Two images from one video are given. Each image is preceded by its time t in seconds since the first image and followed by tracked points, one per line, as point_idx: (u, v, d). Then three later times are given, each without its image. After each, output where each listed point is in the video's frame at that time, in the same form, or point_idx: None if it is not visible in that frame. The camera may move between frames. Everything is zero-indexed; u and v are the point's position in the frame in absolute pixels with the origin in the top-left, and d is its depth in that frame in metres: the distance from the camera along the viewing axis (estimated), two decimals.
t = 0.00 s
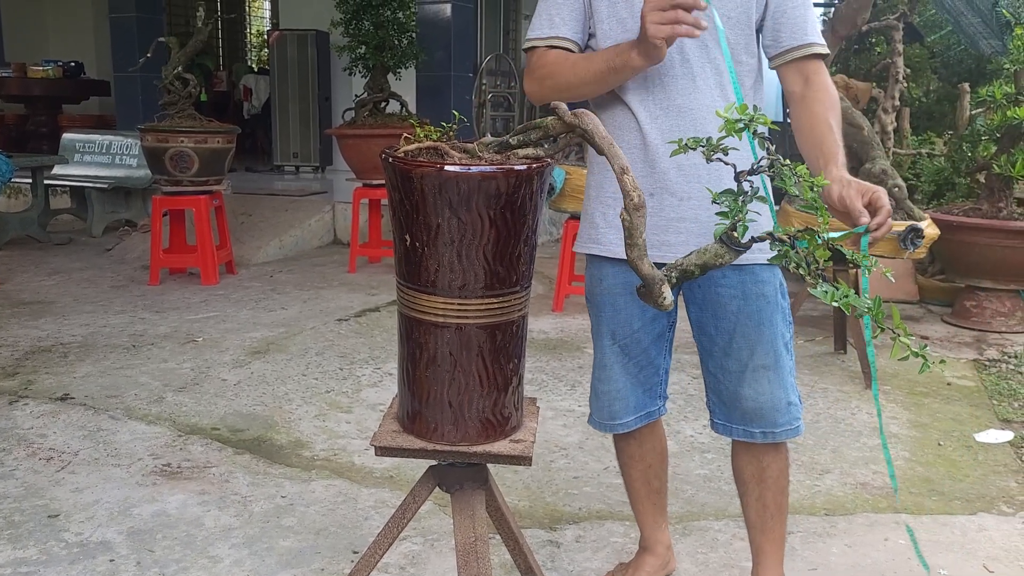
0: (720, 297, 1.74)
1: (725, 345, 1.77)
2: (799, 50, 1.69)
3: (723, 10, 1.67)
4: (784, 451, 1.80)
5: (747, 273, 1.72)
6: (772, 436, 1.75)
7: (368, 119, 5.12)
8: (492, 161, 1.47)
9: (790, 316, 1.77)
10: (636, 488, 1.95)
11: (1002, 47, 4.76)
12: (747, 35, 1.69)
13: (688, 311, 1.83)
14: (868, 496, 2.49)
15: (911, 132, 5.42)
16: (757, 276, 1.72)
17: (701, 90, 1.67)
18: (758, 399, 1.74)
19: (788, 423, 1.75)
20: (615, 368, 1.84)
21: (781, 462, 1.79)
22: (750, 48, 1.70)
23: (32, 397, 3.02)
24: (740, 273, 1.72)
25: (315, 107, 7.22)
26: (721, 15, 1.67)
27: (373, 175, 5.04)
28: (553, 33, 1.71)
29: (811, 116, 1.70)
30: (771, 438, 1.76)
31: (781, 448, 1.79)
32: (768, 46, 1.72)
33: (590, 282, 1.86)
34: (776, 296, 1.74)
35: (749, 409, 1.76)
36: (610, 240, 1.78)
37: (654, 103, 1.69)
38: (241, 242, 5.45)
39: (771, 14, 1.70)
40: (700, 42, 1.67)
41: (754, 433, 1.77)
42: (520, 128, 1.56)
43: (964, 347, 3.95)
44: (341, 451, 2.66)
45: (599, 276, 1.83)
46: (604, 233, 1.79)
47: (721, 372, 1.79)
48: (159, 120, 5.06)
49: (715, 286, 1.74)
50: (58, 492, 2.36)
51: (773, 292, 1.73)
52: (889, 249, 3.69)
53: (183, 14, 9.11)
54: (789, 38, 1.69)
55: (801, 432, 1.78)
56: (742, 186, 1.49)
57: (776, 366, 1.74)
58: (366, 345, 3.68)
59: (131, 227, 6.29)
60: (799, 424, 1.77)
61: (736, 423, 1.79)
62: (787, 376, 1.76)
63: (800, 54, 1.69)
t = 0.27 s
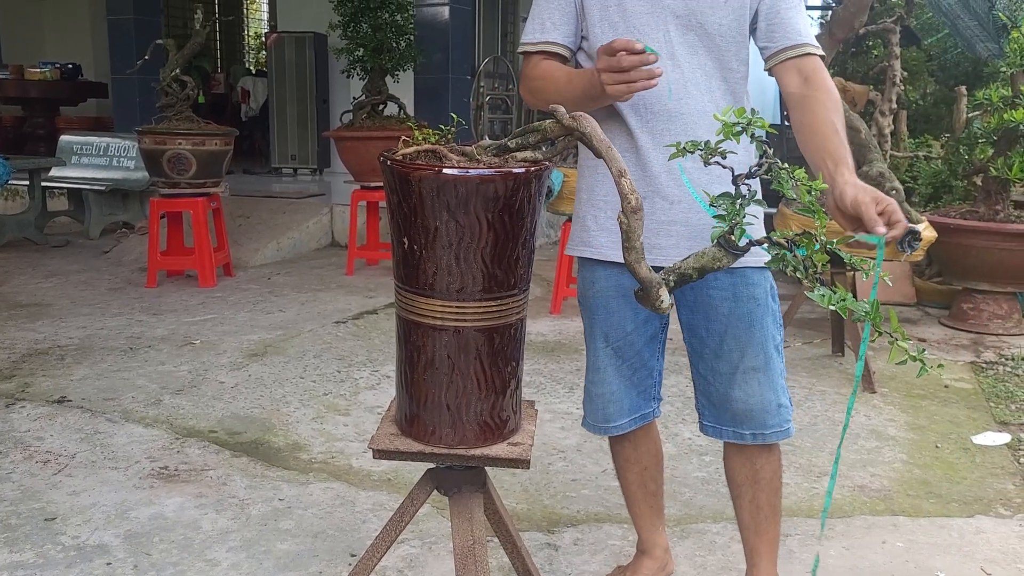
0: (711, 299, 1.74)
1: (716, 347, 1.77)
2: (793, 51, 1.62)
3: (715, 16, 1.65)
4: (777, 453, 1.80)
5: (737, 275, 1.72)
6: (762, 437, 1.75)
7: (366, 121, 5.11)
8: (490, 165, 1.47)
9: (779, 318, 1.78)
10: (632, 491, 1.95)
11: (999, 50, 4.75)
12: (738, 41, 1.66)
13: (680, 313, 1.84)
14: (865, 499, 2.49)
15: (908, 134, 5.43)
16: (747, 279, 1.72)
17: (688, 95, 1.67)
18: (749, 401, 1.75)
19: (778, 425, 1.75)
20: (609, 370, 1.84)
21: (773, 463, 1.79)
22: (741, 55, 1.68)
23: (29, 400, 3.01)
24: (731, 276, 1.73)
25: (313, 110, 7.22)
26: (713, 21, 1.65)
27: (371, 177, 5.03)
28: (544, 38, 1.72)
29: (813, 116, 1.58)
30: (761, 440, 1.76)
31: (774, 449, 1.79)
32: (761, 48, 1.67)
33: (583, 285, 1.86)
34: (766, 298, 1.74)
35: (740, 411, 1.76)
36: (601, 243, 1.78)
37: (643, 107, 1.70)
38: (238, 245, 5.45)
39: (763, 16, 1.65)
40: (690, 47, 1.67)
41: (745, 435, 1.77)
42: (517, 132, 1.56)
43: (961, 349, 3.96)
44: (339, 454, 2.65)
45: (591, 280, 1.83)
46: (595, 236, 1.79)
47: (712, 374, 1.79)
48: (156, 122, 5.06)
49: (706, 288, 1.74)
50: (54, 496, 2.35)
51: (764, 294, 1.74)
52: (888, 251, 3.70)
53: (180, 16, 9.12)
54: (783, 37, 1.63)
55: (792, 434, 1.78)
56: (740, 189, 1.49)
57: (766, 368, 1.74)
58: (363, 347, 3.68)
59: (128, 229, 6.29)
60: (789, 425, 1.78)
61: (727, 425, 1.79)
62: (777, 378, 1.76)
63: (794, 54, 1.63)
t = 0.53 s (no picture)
0: (702, 303, 1.74)
1: (706, 351, 1.77)
2: (813, 52, 1.62)
3: (720, 21, 1.65)
4: (765, 457, 1.80)
5: (729, 280, 1.72)
6: (749, 442, 1.76)
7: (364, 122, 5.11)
8: (487, 165, 1.47)
9: (772, 324, 1.78)
10: (630, 491, 1.95)
11: (997, 52, 4.80)
12: (744, 47, 1.66)
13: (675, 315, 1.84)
14: (863, 499, 2.49)
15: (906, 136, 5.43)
16: (740, 283, 1.72)
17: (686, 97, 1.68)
18: (736, 406, 1.75)
19: (766, 430, 1.76)
20: (604, 370, 1.85)
21: (762, 466, 1.79)
22: (745, 62, 1.67)
23: (26, 401, 3.01)
24: (723, 280, 1.72)
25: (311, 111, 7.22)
26: (718, 26, 1.65)
27: (369, 178, 5.03)
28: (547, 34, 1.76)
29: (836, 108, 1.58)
30: (748, 445, 1.76)
31: (763, 453, 1.79)
32: (780, 50, 1.67)
33: (580, 284, 1.86)
34: (759, 304, 1.74)
35: (728, 415, 1.76)
36: (595, 243, 1.79)
37: (641, 108, 1.70)
38: (236, 246, 5.44)
39: (780, 22, 1.65)
40: (692, 50, 1.67)
41: (732, 439, 1.77)
42: (516, 132, 1.56)
43: (959, 350, 3.96)
44: (337, 455, 2.65)
45: (587, 279, 1.84)
46: (590, 236, 1.80)
47: (702, 377, 1.80)
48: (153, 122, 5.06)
49: (697, 292, 1.74)
50: (52, 497, 2.35)
51: (756, 300, 1.73)
52: (886, 253, 3.73)
53: (178, 17, 9.12)
54: (802, 39, 1.63)
55: (780, 439, 1.78)
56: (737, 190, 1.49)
57: (755, 374, 1.74)
58: (361, 348, 3.68)
59: (126, 230, 6.28)
60: (777, 431, 1.78)
61: (715, 428, 1.80)
62: (766, 384, 1.76)
63: (814, 56, 1.62)
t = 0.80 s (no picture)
0: (718, 308, 1.74)
1: (721, 356, 1.77)
2: (832, 66, 1.61)
3: (743, 22, 1.64)
4: (774, 462, 1.80)
5: (746, 286, 1.71)
6: (761, 449, 1.76)
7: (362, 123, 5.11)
8: (486, 165, 1.47)
9: (788, 331, 1.77)
10: (632, 492, 1.95)
11: (996, 52, 4.82)
12: (767, 49, 1.65)
13: (689, 318, 1.84)
14: (861, 500, 2.49)
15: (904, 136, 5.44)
16: (757, 290, 1.71)
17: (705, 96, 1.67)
18: (750, 413, 1.75)
19: (778, 437, 1.76)
20: (614, 372, 1.85)
21: (769, 471, 1.79)
22: (766, 64, 1.66)
23: (24, 401, 3.01)
24: (740, 286, 1.71)
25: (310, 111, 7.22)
26: (741, 25, 1.64)
27: (367, 179, 5.03)
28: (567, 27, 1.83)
29: (841, 122, 1.60)
30: (760, 452, 1.76)
31: (771, 460, 1.78)
32: (801, 58, 1.66)
33: (593, 285, 1.87)
34: (775, 311, 1.73)
35: (741, 421, 1.76)
36: (608, 242, 1.79)
37: (660, 106, 1.71)
38: (235, 246, 5.44)
39: (803, 26, 1.64)
40: (714, 49, 1.67)
41: (744, 445, 1.77)
42: (514, 132, 1.56)
43: (957, 351, 3.96)
44: (335, 455, 2.65)
45: (601, 280, 1.84)
46: (603, 235, 1.80)
47: (716, 382, 1.80)
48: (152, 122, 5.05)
49: (714, 297, 1.74)
50: (50, 497, 2.34)
51: (773, 307, 1.72)
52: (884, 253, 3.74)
53: (177, 18, 9.12)
54: (822, 52, 1.61)
55: (792, 447, 1.78)
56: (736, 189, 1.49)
57: (770, 381, 1.74)
58: (360, 349, 3.68)
59: (124, 231, 6.28)
60: (790, 438, 1.78)
61: (727, 433, 1.80)
62: (780, 391, 1.76)
63: (831, 69, 1.61)
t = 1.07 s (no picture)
0: (735, 313, 1.74)
1: (737, 362, 1.77)
2: (863, 74, 1.65)
3: (771, 20, 1.61)
4: (784, 468, 1.79)
5: (764, 292, 1.70)
6: (775, 456, 1.75)
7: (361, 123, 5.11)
8: (484, 165, 1.47)
9: (805, 338, 1.77)
10: (636, 493, 1.95)
11: (995, 53, 4.83)
12: (794, 49, 1.63)
13: (705, 323, 1.84)
14: (861, 500, 2.49)
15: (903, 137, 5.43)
16: (774, 296, 1.70)
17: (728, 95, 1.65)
18: (764, 418, 1.74)
19: (794, 444, 1.75)
20: (623, 374, 1.85)
21: (777, 476, 1.79)
22: (792, 64, 1.65)
23: (23, 402, 3.00)
24: (757, 291, 1.71)
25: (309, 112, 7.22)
26: (768, 24, 1.62)
27: (367, 180, 5.02)
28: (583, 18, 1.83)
29: (856, 122, 1.67)
30: (774, 458, 1.76)
31: (779, 466, 1.78)
32: (832, 62, 1.69)
33: (607, 287, 1.87)
34: (793, 317, 1.72)
35: (755, 427, 1.76)
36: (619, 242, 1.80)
37: (681, 104, 1.70)
38: (234, 247, 5.44)
39: (837, 31, 1.64)
40: (740, 48, 1.64)
41: (758, 451, 1.77)
42: (512, 132, 1.56)
43: (957, 351, 3.96)
44: (334, 456, 2.65)
45: (616, 283, 1.84)
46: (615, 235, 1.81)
47: (732, 387, 1.80)
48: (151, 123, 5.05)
49: (732, 301, 1.74)
50: (49, 497, 2.34)
51: (792, 314, 1.72)
52: (883, 254, 3.74)
53: (176, 19, 9.13)
54: (853, 59, 1.65)
55: (805, 454, 1.77)
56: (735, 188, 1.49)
57: (785, 388, 1.74)
58: (359, 349, 3.67)
59: (124, 232, 6.28)
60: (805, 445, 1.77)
61: (742, 438, 1.80)
62: (796, 399, 1.75)
63: (860, 78, 1.66)
